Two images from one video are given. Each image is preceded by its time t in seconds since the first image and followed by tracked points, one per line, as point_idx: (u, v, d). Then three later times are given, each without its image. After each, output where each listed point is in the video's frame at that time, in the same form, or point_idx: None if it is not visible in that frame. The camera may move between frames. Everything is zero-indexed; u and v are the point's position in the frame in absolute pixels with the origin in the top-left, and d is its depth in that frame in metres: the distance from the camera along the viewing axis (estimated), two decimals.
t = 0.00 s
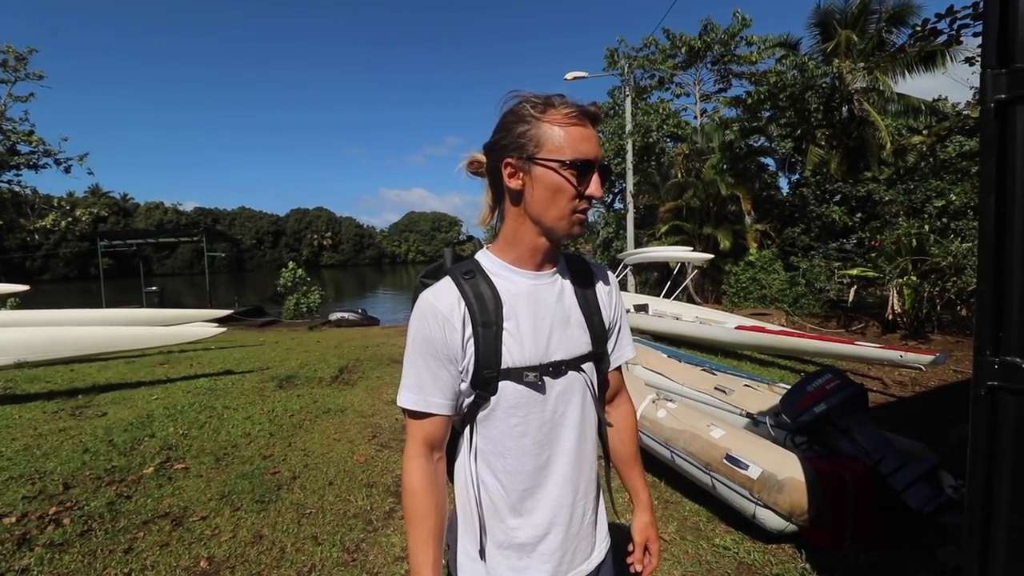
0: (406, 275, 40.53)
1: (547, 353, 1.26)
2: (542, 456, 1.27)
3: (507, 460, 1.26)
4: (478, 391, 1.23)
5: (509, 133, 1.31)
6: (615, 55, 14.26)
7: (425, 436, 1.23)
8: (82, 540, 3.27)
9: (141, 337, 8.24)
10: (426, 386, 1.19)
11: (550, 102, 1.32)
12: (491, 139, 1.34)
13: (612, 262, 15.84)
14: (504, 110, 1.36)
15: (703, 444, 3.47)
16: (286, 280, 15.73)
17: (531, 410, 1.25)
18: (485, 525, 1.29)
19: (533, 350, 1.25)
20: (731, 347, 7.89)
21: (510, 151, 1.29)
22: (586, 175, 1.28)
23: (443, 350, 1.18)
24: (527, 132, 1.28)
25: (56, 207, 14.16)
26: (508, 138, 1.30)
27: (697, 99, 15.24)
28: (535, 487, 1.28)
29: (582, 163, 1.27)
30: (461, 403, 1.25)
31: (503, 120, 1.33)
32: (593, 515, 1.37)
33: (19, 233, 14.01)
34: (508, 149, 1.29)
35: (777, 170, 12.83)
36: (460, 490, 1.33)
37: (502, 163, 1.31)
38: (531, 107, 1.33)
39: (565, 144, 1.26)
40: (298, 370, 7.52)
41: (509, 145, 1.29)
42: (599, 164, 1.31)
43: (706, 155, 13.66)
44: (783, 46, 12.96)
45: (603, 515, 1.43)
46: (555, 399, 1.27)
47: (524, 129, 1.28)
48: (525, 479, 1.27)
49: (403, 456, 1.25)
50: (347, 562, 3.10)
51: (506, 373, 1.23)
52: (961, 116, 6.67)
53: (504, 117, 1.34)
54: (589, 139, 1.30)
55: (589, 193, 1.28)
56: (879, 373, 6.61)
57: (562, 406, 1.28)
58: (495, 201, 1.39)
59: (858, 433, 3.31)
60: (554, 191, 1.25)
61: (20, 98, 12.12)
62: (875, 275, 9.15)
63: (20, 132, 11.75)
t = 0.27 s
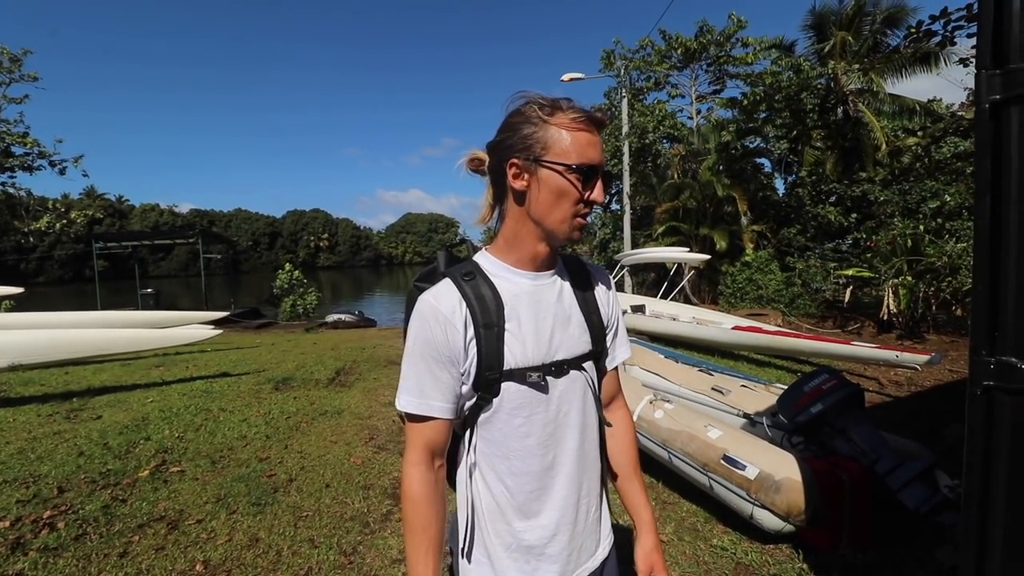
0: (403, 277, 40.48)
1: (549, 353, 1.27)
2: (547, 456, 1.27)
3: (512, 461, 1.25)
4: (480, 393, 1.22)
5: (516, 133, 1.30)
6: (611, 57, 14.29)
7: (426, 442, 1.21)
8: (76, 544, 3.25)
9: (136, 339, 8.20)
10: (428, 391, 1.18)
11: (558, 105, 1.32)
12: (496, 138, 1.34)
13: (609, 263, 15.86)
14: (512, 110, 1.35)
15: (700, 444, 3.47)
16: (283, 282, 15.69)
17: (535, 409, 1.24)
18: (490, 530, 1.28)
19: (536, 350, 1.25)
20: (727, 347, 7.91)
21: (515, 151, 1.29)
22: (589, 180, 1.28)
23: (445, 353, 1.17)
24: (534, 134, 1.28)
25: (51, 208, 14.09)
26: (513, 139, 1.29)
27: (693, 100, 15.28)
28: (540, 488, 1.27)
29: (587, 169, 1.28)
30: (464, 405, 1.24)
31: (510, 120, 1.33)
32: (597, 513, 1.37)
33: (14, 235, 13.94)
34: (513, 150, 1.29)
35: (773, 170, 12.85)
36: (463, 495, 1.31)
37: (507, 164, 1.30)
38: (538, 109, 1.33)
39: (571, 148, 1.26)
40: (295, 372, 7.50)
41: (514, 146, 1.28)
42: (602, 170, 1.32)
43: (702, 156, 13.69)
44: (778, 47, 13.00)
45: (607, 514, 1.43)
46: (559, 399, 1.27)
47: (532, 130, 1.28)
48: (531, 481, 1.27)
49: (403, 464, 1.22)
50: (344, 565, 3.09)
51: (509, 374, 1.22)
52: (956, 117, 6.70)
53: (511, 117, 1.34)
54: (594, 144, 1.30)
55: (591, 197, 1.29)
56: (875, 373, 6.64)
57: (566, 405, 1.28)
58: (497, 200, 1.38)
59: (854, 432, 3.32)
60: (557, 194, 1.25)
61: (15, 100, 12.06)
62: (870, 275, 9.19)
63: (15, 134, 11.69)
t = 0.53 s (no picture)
0: (398, 277, 40.40)
1: (562, 350, 1.26)
2: (561, 453, 1.27)
3: (527, 460, 1.26)
4: (493, 392, 1.21)
5: (522, 136, 1.29)
6: (606, 57, 14.32)
7: (440, 445, 1.20)
8: (67, 546, 3.22)
9: (128, 340, 8.16)
10: (441, 392, 1.17)
11: (563, 108, 1.32)
12: (501, 140, 1.33)
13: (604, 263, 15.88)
14: (517, 113, 1.35)
15: (694, 444, 3.48)
16: (277, 282, 15.64)
17: (550, 407, 1.25)
18: (505, 531, 1.28)
19: (548, 349, 1.24)
20: (722, 347, 7.93)
21: (521, 154, 1.28)
22: (594, 183, 1.28)
23: (458, 354, 1.16)
24: (540, 137, 1.27)
25: (42, 207, 13.98)
26: (520, 141, 1.29)
27: (687, 101, 15.32)
28: (555, 486, 1.28)
29: (592, 172, 1.28)
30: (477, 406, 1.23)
31: (516, 123, 1.33)
32: (608, 510, 1.38)
33: (5, 234, 13.84)
34: (519, 153, 1.28)
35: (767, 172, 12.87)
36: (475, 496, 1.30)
37: (512, 166, 1.30)
38: (544, 111, 1.33)
39: (576, 151, 1.26)
40: (289, 373, 7.47)
41: (521, 149, 1.28)
42: (607, 172, 1.32)
43: (697, 157, 13.73)
44: (772, 49, 13.06)
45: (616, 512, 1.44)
46: (572, 396, 1.27)
47: (538, 133, 1.28)
48: (546, 479, 1.27)
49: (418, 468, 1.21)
50: (338, 566, 3.08)
51: (522, 373, 1.22)
52: (948, 119, 6.75)
53: (516, 119, 1.33)
54: (598, 147, 1.30)
55: (596, 200, 1.29)
56: (868, 373, 6.68)
57: (579, 402, 1.29)
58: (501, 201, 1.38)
59: (846, 432, 3.33)
60: (563, 197, 1.25)
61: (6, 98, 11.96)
62: (863, 275, 9.24)
63: (6, 133, 11.61)
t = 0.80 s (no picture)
0: (393, 278, 40.33)
1: (569, 352, 1.26)
2: (566, 454, 1.27)
3: (531, 460, 1.26)
4: (499, 392, 1.22)
5: (530, 140, 1.30)
6: (601, 59, 14.36)
7: (455, 440, 1.22)
8: (60, 549, 3.20)
9: (122, 341, 8.12)
10: (452, 390, 1.18)
11: (573, 112, 1.32)
12: (511, 143, 1.34)
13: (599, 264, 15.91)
14: (526, 117, 1.35)
15: (689, 445, 3.49)
16: (272, 283, 15.59)
17: (556, 407, 1.24)
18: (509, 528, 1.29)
19: (556, 350, 1.24)
20: (717, 348, 7.95)
21: (531, 158, 1.28)
22: (603, 186, 1.28)
23: (467, 353, 1.17)
24: (548, 140, 1.28)
25: (34, 208, 13.89)
26: (530, 144, 1.29)
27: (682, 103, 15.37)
28: (559, 487, 1.28)
29: (601, 176, 1.27)
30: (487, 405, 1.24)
31: (525, 126, 1.34)
32: (613, 513, 1.37)
33: None
34: (529, 156, 1.28)
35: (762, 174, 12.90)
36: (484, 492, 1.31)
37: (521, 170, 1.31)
38: (553, 115, 1.33)
39: (584, 155, 1.26)
40: (284, 374, 7.45)
41: (530, 152, 1.28)
42: (617, 176, 1.32)
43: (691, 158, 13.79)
44: (766, 52, 13.12)
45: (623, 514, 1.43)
46: (578, 397, 1.27)
47: (546, 137, 1.28)
48: (550, 480, 1.27)
49: (434, 462, 1.23)
50: (333, 568, 3.08)
51: (527, 374, 1.21)
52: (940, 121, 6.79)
53: (526, 123, 1.34)
54: (608, 150, 1.30)
55: (605, 203, 1.29)
56: (862, 374, 6.71)
57: (585, 404, 1.28)
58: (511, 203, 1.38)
59: (840, 433, 3.34)
60: (571, 201, 1.25)
61: None
62: (857, 277, 9.29)
63: None
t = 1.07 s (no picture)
0: (389, 281, 40.28)
1: (566, 354, 1.26)
2: (563, 455, 1.28)
3: (527, 462, 1.26)
4: (497, 393, 1.22)
5: (531, 143, 1.31)
6: (597, 62, 14.40)
7: (452, 443, 1.22)
8: (52, 554, 3.18)
9: (116, 344, 8.08)
10: (451, 393, 1.19)
11: (574, 116, 1.32)
12: (512, 146, 1.35)
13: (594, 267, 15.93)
14: (528, 120, 1.36)
15: (684, 447, 3.50)
16: (266, 285, 15.53)
17: (554, 409, 1.24)
18: (504, 530, 1.29)
19: (553, 351, 1.24)
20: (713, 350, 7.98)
21: (531, 159, 1.29)
22: (603, 189, 1.29)
23: (466, 354, 1.18)
24: (549, 143, 1.28)
25: (27, 210, 13.81)
26: (530, 147, 1.30)
27: (677, 106, 15.41)
28: (555, 489, 1.28)
29: (600, 180, 1.28)
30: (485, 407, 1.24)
31: (526, 130, 1.34)
32: (608, 517, 1.37)
33: None
34: (529, 158, 1.29)
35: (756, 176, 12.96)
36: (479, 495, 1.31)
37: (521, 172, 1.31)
38: (554, 118, 1.34)
39: (584, 158, 1.27)
40: (278, 377, 7.42)
41: (531, 154, 1.29)
42: (617, 179, 1.32)
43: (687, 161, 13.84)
44: (760, 56, 13.19)
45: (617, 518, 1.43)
46: (576, 399, 1.27)
47: (547, 140, 1.29)
48: (547, 481, 1.27)
49: (430, 465, 1.23)
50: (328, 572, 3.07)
51: (525, 376, 1.22)
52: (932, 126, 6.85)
53: (527, 125, 1.34)
54: (608, 155, 1.31)
55: (604, 206, 1.29)
56: (856, 376, 6.75)
57: (583, 405, 1.29)
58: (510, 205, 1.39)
59: (834, 435, 3.36)
60: (570, 203, 1.26)
61: None
62: (851, 279, 9.34)
63: None
